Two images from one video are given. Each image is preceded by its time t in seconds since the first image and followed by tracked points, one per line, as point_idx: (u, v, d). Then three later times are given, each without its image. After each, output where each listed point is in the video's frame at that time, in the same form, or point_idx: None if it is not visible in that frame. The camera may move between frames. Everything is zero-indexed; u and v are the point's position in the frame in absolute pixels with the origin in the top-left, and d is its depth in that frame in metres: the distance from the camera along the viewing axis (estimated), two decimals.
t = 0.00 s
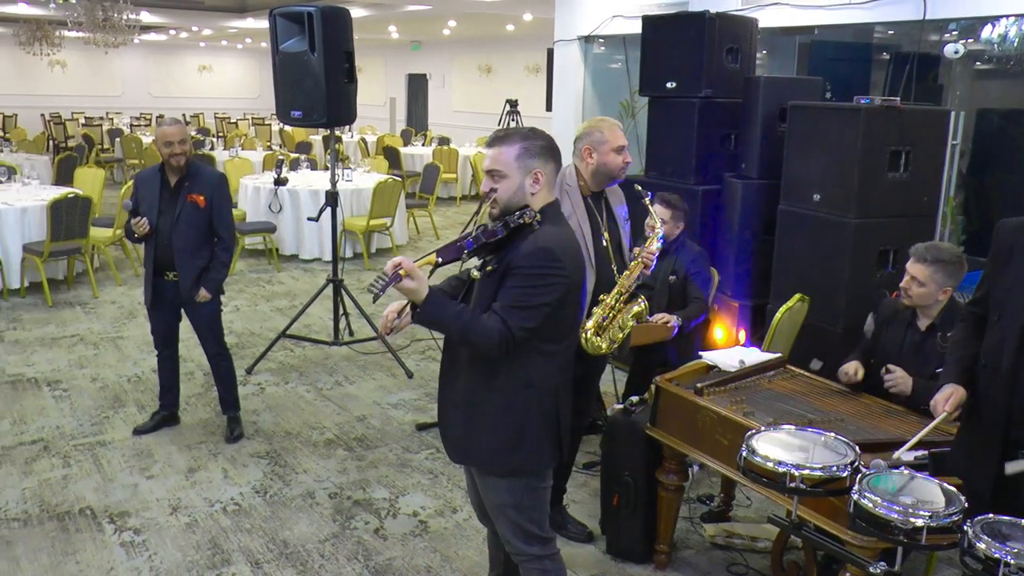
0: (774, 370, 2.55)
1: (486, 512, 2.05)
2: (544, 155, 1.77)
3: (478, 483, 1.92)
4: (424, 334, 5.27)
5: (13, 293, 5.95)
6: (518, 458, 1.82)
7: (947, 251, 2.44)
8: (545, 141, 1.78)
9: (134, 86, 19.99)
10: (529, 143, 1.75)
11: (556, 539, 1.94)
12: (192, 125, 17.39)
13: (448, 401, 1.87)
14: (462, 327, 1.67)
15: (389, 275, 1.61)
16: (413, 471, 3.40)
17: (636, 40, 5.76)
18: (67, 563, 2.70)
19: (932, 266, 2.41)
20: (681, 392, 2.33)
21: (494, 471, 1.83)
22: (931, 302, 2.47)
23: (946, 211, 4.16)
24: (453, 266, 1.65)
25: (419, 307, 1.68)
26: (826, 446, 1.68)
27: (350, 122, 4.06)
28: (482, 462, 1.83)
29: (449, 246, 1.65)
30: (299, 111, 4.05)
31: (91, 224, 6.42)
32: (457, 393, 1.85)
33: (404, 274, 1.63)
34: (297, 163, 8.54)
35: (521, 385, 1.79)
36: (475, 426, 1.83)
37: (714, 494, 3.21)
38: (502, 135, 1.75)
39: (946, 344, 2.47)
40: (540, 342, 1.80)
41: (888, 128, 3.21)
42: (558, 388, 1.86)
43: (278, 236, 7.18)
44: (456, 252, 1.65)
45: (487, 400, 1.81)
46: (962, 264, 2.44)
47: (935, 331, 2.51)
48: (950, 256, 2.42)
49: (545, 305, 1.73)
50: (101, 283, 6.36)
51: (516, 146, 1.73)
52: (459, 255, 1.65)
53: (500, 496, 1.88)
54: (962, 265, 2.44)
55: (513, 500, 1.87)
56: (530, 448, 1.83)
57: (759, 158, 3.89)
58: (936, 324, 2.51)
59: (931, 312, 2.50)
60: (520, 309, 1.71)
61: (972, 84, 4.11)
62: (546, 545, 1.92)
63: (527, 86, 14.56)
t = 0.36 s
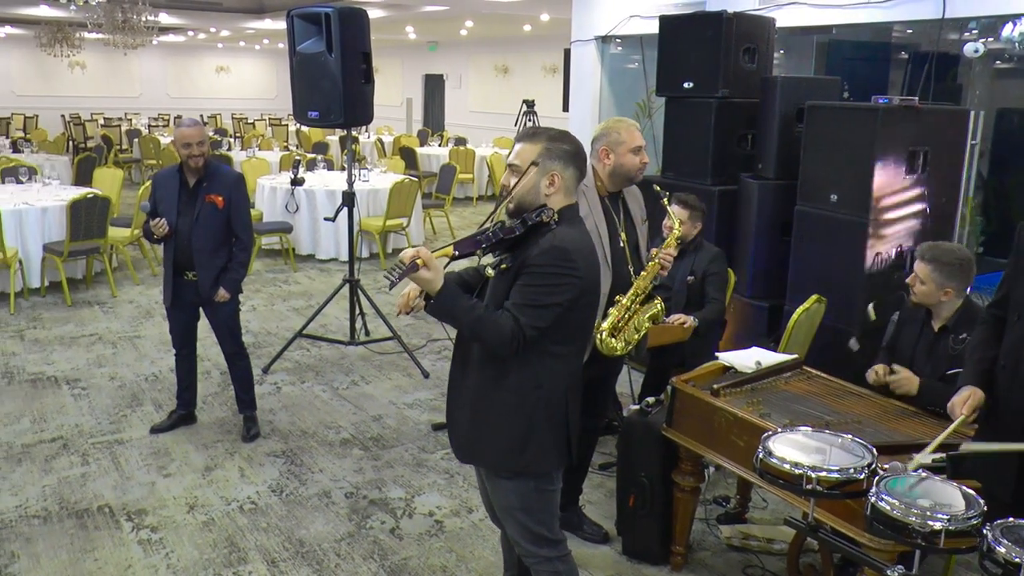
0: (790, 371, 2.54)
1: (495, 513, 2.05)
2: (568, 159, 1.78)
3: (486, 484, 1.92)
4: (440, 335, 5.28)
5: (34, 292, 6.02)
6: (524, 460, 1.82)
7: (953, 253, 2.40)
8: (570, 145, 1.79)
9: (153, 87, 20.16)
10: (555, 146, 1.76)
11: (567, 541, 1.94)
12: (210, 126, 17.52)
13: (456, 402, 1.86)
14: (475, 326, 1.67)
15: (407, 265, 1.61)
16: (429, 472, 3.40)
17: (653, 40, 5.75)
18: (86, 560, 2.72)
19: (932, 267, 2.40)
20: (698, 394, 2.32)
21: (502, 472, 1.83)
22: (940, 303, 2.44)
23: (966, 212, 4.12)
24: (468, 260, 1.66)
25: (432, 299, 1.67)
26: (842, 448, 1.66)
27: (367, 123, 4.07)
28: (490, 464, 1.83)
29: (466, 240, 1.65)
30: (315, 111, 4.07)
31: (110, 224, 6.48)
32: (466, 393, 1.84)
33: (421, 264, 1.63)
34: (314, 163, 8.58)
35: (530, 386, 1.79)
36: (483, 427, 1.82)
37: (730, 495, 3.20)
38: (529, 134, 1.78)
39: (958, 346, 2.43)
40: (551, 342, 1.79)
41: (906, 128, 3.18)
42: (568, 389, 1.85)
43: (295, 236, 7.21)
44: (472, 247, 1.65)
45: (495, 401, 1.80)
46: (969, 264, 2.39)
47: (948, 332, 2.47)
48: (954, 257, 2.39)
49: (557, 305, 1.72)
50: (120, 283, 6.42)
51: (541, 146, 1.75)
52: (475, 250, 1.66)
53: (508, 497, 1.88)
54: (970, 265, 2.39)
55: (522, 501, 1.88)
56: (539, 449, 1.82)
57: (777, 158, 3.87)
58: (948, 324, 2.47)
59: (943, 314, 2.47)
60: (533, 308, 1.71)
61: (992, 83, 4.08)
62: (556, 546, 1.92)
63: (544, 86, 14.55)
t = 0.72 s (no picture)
0: (801, 372, 2.53)
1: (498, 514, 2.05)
2: (582, 162, 1.77)
3: (489, 485, 1.92)
4: (450, 335, 5.28)
5: (46, 291, 6.06)
6: (526, 460, 1.81)
7: (960, 253, 2.38)
8: (585, 148, 1.79)
9: (165, 88, 20.26)
10: (570, 147, 1.76)
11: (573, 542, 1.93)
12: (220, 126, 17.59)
13: (459, 402, 1.86)
14: (480, 322, 1.68)
15: (412, 255, 1.65)
16: (439, 471, 3.40)
17: (664, 41, 5.74)
18: (97, 559, 2.73)
19: (937, 266, 2.39)
20: (708, 394, 2.32)
21: (506, 472, 1.83)
22: (950, 304, 2.43)
23: (978, 213, 4.10)
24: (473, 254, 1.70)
25: (438, 293, 1.70)
26: (853, 449, 1.65)
27: (378, 123, 4.07)
28: (493, 464, 1.83)
29: (472, 235, 1.69)
30: (326, 112, 4.08)
31: (121, 225, 6.51)
32: (469, 393, 1.84)
33: (427, 256, 1.67)
34: (324, 164, 8.60)
35: (533, 386, 1.79)
36: (486, 427, 1.81)
37: (740, 496, 3.19)
38: (545, 134, 1.78)
39: (973, 347, 2.40)
40: (557, 343, 1.79)
41: (917, 128, 3.17)
42: (571, 390, 1.84)
43: (306, 237, 7.24)
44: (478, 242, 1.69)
45: (497, 401, 1.80)
46: (976, 264, 2.37)
47: (962, 333, 2.44)
48: (961, 257, 2.37)
49: (562, 305, 1.72)
50: (131, 283, 6.45)
51: (556, 146, 1.76)
52: (480, 245, 1.70)
53: (511, 498, 1.88)
54: (977, 264, 2.37)
55: (525, 502, 1.88)
56: (542, 450, 1.82)
57: (787, 158, 3.85)
58: (962, 326, 2.44)
59: (955, 315, 2.45)
60: (537, 306, 1.71)
61: (1005, 83, 4.07)
62: (562, 547, 1.92)
63: (555, 86, 14.55)
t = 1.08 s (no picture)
0: (807, 373, 2.52)
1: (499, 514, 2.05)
2: (591, 164, 1.77)
3: (491, 486, 1.92)
4: (455, 335, 5.28)
5: (53, 292, 6.08)
6: (527, 460, 1.81)
7: (967, 260, 2.34)
8: (596, 149, 1.78)
9: (170, 88, 20.31)
10: (581, 148, 1.75)
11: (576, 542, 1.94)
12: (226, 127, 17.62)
13: (460, 402, 1.86)
14: (484, 321, 1.68)
15: (416, 253, 1.62)
16: (444, 472, 3.41)
17: (669, 41, 5.73)
18: (104, 558, 2.74)
19: (953, 278, 2.33)
20: (713, 394, 2.32)
21: (508, 472, 1.83)
22: (964, 309, 2.40)
23: (985, 212, 4.09)
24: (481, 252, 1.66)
25: (444, 289, 1.68)
26: (859, 449, 1.65)
27: (384, 124, 4.08)
28: (494, 464, 1.83)
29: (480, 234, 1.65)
30: (332, 112, 4.09)
31: (127, 225, 6.52)
32: (471, 393, 1.84)
33: (432, 253, 1.64)
34: (329, 164, 8.62)
35: (536, 387, 1.79)
36: (487, 427, 1.81)
37: (745, 497, 3.18)
38: (558, 134, 1.77)
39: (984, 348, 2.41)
40: (560, 344, 1.79)
41: (922, 127, 3.16)
42: (574, 390, 1.84)
43: (311, 237, 7.25)
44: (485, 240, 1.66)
45: (499, 401, 1.80)
46: (986, 265, 2.34)
47: (972, 336, 2.44)
48: (971, 265, 2.32)
49: (565, 307, 1.72)
50: (137, 283, 6.47)
51: (567, 146, 1.74)
52: (487, 243, 1.66)
53: (512, 499, 1.87)
54: (986, 264, 2.34)
55: (527, 502, 1.87)
56: (544, 450, 1.82)
57: (793, 158, 3.85)
58: (971, 328, 2.43)
59: (967, 317, 2.43)
60: (541, 307, 1.71)
61: (1012, 82, 3.98)
62: (565, 548, 1.92)
63: (560, 87, 14.54)
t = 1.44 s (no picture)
0: (809, 373, 2.52)
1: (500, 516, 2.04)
2: (603, 169, 1.79)
3: (493, 486, 1.92)
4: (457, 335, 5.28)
5: (55, 292, 6.08)
6: (530, 462, 1.81)
7: (970, 266, 2.30)
8: (605, 154, 1.80)
9: (172, 89, 20.33)
10: (594, 150, 1.77)
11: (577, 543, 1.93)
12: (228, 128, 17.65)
13: (463, 402, 1.87)
14: (486, 321, 1.66)
15: (421, 248, 1.62)
16: (446, 472, 3.41)
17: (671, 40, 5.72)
18: (106, 558, 2.74)
19: (965, 289, 2.28)
20: (715, 394, 2.32)
21: (510, 473, 1.83)
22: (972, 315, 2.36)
23: (987, 213, 4.08)
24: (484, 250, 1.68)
25: (445, 288, 1.66)
26: (862, 449, 1.65)
27: (385, 123, 4.08)
28: (497, 465, 1.83)
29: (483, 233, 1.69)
30: (335, 112, 4.09)
31: (130, 225, 6.53)
32: (474, 394, 1.84)
33: (436, 249, 1.63)
34: (332, 164, 8.62)
35: (538, 388, 1.79)
36: (490, 428, 1.81)
37: (748, 497, 3.18)
38: (567, 134, 1.76)
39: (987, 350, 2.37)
40: (561, 346, 1.79)
41: (925, 127, 3.16)
42: (577, 392, 1.84)
43: (313, 237, 7.25)
44: (489, 237, 1.69)
45: (501, 402, 1.80)
46: (989, 269, 2.31)
47: (976, 337, 2.40)
48: (975, 271, 2.29)
49: (568, 309, 1.72)
50: (139, 283, 6.48)
51: (581, 148, 1.75)
52: (489, 240, 1.68)
53: (514, 500, 1.87)
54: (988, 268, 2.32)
55: (530, 503, 1.87)
56: (547, 451, 1.82)
57: (795, 158, 3.85)
58: (976, 330, 2.40)
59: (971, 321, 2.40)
60: (544, 308, 1.70)
61: (1015, 82, 4.01)
62: (566, 548, 1.91)
63: (562, 87, 14.54)
